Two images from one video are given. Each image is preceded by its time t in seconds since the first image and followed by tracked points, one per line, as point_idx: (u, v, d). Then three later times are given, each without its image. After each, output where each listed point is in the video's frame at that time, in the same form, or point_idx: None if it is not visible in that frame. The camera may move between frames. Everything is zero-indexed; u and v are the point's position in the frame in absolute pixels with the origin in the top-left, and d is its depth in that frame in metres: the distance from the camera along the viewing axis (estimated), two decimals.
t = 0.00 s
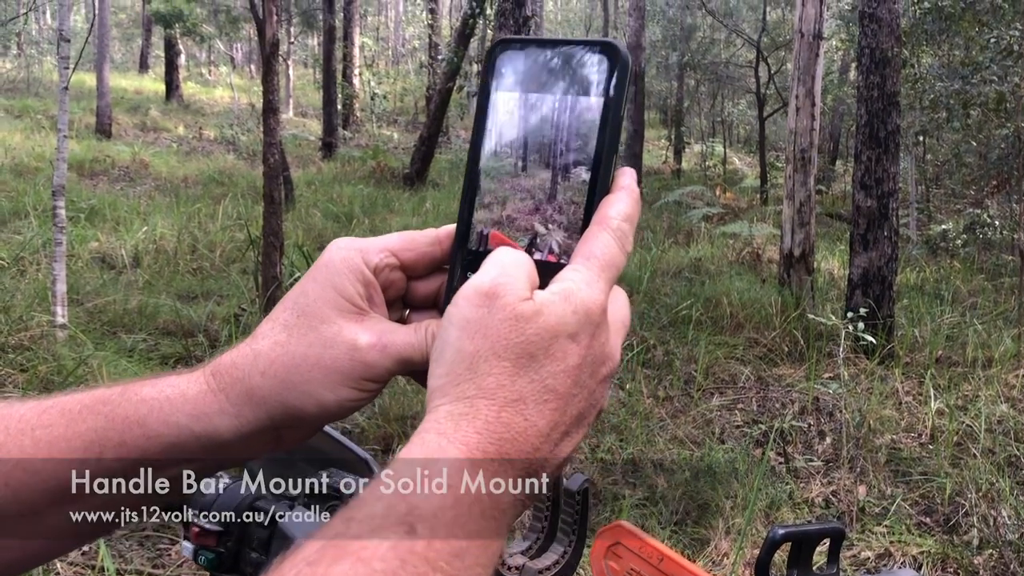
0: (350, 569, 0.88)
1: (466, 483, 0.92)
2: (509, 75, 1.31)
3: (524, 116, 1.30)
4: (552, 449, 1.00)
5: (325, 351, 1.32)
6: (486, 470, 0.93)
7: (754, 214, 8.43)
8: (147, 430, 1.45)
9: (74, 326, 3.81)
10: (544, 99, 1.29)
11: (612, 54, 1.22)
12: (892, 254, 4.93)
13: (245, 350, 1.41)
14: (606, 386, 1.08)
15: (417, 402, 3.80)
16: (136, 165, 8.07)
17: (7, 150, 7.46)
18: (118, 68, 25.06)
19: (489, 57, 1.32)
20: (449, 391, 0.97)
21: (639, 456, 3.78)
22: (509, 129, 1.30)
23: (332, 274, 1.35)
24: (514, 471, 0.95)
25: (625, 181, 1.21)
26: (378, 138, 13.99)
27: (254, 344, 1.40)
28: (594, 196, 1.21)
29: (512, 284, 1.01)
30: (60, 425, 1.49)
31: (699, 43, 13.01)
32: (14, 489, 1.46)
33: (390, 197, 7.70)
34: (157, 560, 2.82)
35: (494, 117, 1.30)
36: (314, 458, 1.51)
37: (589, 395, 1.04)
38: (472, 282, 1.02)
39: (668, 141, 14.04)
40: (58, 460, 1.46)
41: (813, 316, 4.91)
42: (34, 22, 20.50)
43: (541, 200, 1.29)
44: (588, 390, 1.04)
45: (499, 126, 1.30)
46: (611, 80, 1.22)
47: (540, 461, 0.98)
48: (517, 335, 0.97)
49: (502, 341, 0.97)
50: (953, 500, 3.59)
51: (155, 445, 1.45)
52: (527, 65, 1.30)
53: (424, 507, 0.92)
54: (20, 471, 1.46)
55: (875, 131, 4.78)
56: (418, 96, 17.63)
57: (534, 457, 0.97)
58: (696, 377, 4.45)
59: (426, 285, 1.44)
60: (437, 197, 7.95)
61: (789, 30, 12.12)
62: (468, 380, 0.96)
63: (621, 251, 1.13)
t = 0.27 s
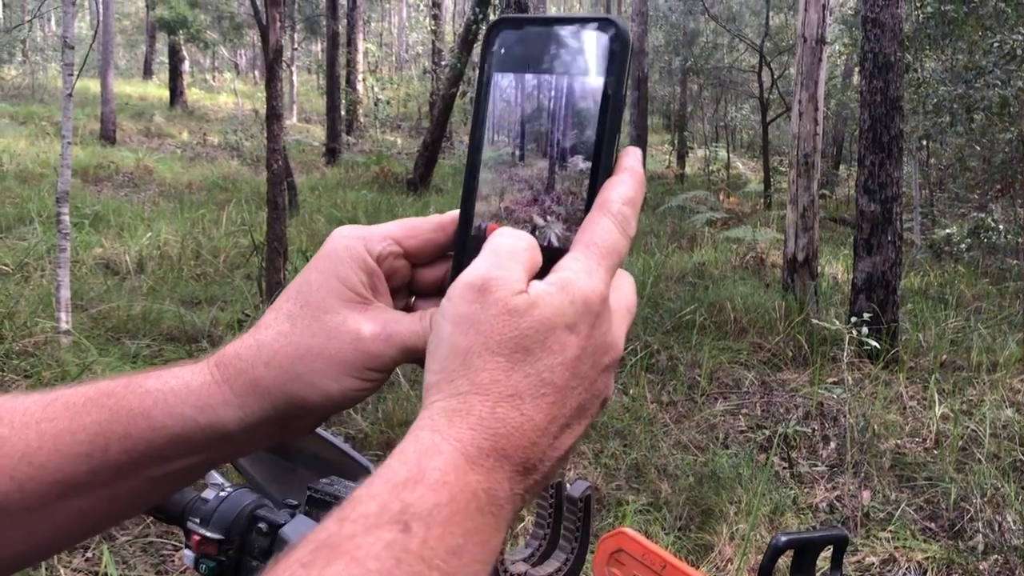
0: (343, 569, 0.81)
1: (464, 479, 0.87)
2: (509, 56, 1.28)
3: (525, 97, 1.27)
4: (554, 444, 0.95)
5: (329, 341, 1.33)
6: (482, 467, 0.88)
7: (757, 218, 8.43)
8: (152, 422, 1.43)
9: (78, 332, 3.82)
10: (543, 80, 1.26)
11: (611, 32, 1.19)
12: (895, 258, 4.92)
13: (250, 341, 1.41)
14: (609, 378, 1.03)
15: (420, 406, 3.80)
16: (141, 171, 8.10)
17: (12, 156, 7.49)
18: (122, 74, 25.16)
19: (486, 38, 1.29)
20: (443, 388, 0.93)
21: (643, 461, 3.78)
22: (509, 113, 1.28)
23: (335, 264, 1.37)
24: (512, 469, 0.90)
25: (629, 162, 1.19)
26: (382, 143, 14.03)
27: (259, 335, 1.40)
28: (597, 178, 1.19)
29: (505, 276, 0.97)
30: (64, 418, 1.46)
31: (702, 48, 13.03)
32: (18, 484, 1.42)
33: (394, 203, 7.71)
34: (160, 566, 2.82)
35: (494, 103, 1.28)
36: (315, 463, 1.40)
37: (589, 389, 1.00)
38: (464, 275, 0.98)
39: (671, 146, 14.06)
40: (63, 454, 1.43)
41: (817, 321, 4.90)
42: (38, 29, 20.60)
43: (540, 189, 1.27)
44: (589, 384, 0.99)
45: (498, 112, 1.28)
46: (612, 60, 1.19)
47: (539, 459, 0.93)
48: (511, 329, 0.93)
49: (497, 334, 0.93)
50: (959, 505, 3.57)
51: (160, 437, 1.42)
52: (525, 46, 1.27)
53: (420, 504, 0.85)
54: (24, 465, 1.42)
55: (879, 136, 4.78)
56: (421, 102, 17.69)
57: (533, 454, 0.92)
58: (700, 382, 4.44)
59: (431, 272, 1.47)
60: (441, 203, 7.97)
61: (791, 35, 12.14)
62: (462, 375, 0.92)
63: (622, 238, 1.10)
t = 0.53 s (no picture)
0: (354, 544, 0.76)
1: (477, 453, 0.81)
2: (508, 16, 1.11)
3: (533, 59, 1.11)
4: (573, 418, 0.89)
5: (344, 321, 1.30)
6: (495, 441, 0.82)
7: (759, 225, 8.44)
8: (171, 405, 1.39)
9: (81, 339, 3.83)
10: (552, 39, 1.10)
11: None
12: (898, 265, 4.91)
13: (266, 322, 1.38)
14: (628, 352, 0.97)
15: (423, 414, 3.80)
16: (145, 178, 8.13)
17: (16, 163, 7.52)
18: (126, 81, 25.29)
19: None
20: (454, 361, 0.88)
21: (645, 469, 3.77)
22: (516, 84, 1.11)
23: (348, 242, 1.34)
24: (527, 442, 0.84)
25: (641, 129, 1.08)
26: (385, 149, 14.08)
27: (275, 316, 1.37)
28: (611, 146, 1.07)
29: (515, 250, 0.92)
30: (80, 402, 1.41)
31: (704, 54, 13.06)
32: (34, 468, 1.36)
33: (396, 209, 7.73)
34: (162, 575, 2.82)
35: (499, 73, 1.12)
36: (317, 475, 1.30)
37: (607, 360, 0.93)
38: (473, 251, 0.94)
39: (673, 152, 14.09)
40: (80, 438, 1.38)
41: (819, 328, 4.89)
42: (43, 36, 20.70)
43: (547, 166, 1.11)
44: (606, 356, 0.93)
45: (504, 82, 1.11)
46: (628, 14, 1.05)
47: (556, 434, 0.87)
48: (521, 302, 0.88)
49: (507, 308, 0.88)
50: (962, 513, 3.57)
51: (179, 420, 1.39)
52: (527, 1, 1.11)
53: (431, 479, 0.80)
54: (42, 449, 1.37)
55: (881, 143, 4.79)
56: (424, 108, 17.74)
57: (549, 427, 0.86)
58: (703, 389, 4.43)
59: (446, 249, 1.40)
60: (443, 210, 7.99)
61: (794, 41, 12.16)
62: (473, 348, 0.87)
63: (637, 206, 1.03)
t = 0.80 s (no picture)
0: (397, 491, 0.77)
1: (516, 407, 0.83)
2: None
3: (552, 30, 1.18)
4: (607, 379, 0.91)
5: (376, 290, 1.28)
6: (534, 396, 0.84)
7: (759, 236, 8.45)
8: (202, 379, 1.36)
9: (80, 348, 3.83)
10: (573, 10, 1.18)
11: None
12: (898, 276, 4.91)
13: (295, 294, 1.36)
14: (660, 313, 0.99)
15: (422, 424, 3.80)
16: (145, 188, 8.14)
17: (16, 172, 7.53)
18: (127, 90, 25.38)
19: None
20: (493, 321, 0.91)
21: (644, 480, 3.77)
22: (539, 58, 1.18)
23: (374, 214, 1.32)
24: (565, 398, 0.86)
25: (667, 87, 1.11)
26: (385, 159, 14.10)
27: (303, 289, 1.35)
28: (633, 108, 1.10)
29: (552, 212, 0.96)
30: (110, 375, 1.37)
31: (704, 65, 13.10)
32: (66, 442, 1.32)
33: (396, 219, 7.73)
34: None
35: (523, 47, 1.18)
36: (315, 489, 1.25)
37: (641, 321, 0.96)
38: (508, 215, 0.97)
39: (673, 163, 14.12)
40: (111, 412, 1.34)
41: (818, 340, 4.89)
42: (45, 45, 20.76)
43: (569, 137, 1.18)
44: (641, 316, 0.95)
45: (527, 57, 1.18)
46: None
47: (592, 393, 0.89)
48: (559, 260, 0.91)
49: (545, 266, 0.91)
50: (962, 525, 3.56)
51: (211, 393, 1.36)
52: None
53: (471, 432, 0.82)
54: (74, 422, 1.33)
55: (880, 155, 4.80)
56: (425, 119, 17.77)
57: (586, 385, 0.88)
58: (702, 400, 4.43)
59: (470, 216, 1.38)
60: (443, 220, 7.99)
61: (793, 53, 12.22)
62: (512, 308, 0.90)
63: (666, 166, 1.04)
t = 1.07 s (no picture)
0: (415, 518, 0.79)
1: (534, 435, 0.85)
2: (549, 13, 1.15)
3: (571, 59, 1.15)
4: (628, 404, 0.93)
5: (404, 309, 1.23)
6: (551, 423, 0.86)
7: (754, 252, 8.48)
8: (229, 396, 1.30)
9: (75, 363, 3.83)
10: (593, 36, 1.13)
11: None
12: (892, 293, 4.92)
13: (322, 312, 1.30)
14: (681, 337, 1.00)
15: (418, 440, 3.80)
16: (141, 201, 8.16)
17: (13, 186, 7.55)
18: (125, 104, 25.46)
19: None
20: (513, 348, 0.92)
21: (639, 497, 3.76)
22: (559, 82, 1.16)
23: (400, 232, 1.27)
24: (583, 424, 0.88)
25: (688, 107, 1.08)
26: (381, 174, 14.15)
27: (331, 307, 1.29)
28: (657, 131, 1.09)
29: (568, 238, 0.98)
30: (136, 391, 1.31)
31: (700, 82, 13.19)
32: (91, 458, 1.25)
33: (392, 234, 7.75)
34: None
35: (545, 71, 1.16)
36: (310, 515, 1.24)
37: (661, 346, 0.97)
38: (527, 240, 0.99)
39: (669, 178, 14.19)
40: (135, 427, 1.28)
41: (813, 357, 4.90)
42: (43, 58, 20.84)
43: (590, 169, 1.15)
44: (661, 341, 0.97)
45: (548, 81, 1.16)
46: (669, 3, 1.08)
47: (610, 419, 0.91)
48: (578, 287, 0.93)
49: (563, 293, 0.93)
50: (957, 543, 3.55)
51: (238, 411, 1.30)
52: None
53: (490, 459, 0.83)
54: (98, 437, 1.26)
55: (875, 172, 4.81)
56: (421, 133, 17.84)
57: (605, 411, 0.90)
58: (698, 416, 4.43)
59: (495, 236, 1.33)
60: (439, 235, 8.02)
61: (788, 70, 12.31)
62: (531, 335, 0.92)
63: (687, 190, 1.03)
